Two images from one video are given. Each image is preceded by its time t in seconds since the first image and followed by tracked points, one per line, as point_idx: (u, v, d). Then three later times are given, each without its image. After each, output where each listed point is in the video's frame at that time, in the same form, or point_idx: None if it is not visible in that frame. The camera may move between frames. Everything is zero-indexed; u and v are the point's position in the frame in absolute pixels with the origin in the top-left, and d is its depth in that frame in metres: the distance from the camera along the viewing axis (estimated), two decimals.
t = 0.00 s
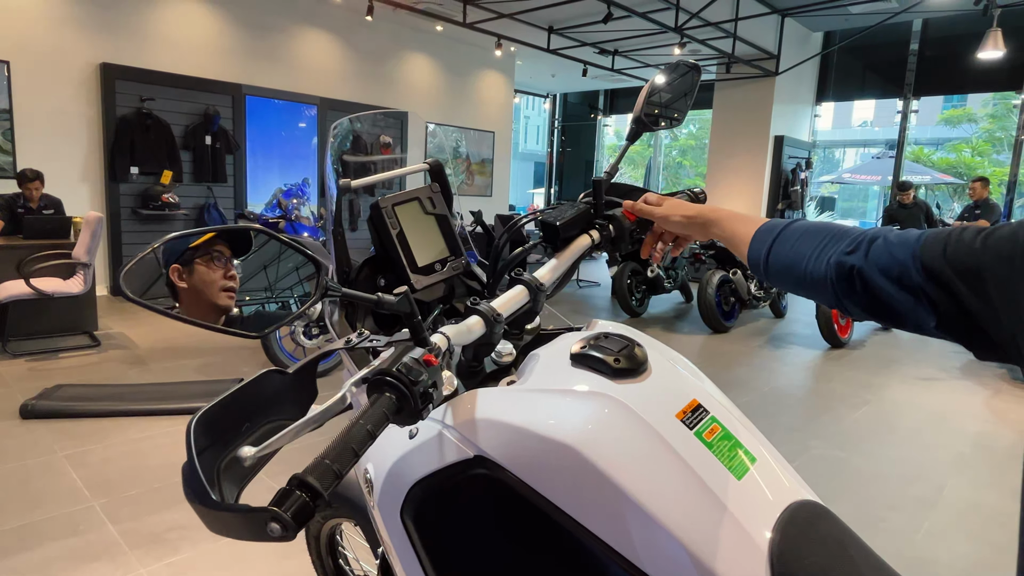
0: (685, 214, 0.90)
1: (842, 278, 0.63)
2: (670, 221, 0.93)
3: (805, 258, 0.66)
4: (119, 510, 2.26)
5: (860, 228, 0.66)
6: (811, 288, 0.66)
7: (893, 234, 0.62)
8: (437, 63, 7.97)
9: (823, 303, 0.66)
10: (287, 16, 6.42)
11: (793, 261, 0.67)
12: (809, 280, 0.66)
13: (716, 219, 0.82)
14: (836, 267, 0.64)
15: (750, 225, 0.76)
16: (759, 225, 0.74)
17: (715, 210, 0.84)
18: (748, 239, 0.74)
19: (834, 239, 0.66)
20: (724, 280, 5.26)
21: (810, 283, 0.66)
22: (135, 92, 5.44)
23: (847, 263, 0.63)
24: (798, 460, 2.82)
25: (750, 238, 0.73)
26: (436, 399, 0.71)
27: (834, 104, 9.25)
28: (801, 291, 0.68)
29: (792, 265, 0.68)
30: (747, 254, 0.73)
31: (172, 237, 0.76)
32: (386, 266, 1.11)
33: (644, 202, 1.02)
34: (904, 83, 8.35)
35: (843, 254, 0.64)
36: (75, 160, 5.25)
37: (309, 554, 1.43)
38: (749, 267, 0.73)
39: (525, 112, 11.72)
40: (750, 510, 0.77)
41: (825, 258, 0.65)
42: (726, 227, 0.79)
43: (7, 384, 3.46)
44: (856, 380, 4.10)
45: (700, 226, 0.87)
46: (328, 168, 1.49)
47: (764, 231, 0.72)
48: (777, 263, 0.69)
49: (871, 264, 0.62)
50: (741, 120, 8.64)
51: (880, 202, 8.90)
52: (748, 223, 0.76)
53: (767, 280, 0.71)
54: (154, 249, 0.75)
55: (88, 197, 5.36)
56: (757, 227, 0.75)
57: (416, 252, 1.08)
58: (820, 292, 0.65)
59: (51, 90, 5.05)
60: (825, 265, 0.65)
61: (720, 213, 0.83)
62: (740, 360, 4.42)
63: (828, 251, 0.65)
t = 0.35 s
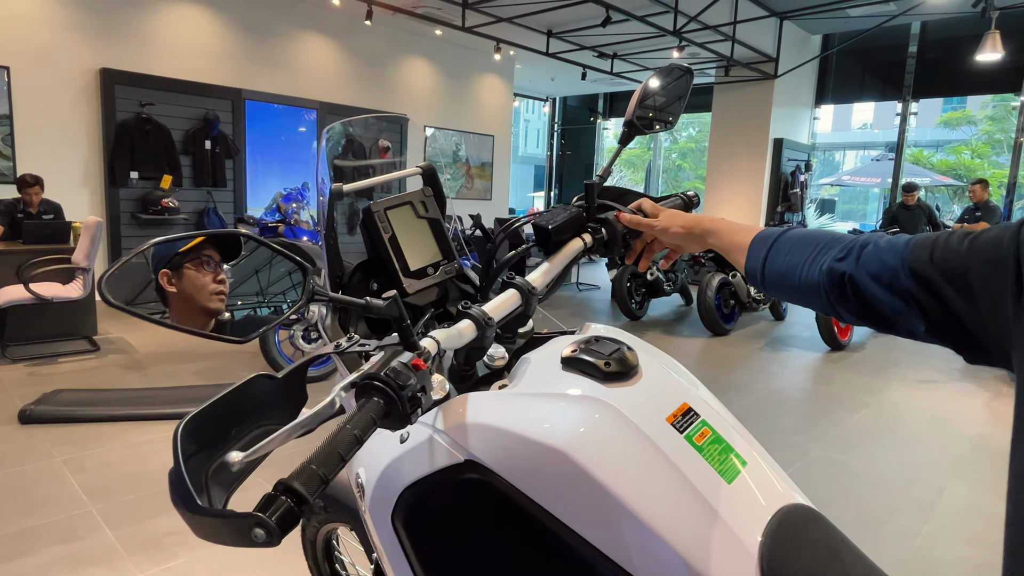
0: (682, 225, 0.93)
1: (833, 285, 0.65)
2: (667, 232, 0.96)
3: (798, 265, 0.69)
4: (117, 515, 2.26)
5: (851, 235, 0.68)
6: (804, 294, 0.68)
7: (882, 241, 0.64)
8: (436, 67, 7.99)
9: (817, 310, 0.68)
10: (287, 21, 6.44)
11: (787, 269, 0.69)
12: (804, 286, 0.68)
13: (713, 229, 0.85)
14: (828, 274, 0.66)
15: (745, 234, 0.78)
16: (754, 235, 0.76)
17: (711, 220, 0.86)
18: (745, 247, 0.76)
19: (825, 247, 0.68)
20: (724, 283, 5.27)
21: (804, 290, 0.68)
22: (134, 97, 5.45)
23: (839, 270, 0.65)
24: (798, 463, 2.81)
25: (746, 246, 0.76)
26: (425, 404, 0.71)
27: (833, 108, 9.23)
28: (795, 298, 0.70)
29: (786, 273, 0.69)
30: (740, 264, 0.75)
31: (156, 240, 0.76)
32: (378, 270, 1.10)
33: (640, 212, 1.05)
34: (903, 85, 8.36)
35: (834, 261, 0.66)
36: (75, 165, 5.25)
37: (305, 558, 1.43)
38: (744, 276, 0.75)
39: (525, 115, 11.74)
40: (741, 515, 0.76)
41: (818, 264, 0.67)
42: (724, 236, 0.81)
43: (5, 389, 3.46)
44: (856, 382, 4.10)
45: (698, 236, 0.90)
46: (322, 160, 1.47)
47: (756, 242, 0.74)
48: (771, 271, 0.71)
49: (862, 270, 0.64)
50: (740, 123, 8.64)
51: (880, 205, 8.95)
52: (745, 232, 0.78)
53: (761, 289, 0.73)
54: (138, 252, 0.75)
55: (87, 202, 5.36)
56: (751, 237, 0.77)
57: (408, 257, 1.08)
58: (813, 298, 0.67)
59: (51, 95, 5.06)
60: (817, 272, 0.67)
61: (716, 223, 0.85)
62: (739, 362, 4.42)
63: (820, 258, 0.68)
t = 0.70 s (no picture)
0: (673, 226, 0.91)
1: (821, 289, 0.66)
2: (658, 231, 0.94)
3: (788, 270, 0.69)
4: (116, 520, 2.25)
5: (838, 239, 0.69)
6: (792, 297, 0.68)
7: (871, 247, 0.65)
8: (437, 71, 8.00)
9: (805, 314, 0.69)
10: (287, 26, 6.46)
11: (779, 274, 0.70)
12: (792, 291, 0.68)
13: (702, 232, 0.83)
14: (816, 279, 0.66)
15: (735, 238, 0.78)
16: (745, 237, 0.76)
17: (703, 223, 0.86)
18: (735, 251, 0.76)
19: (814, 252, 0.69)
20: (724, 285, 5.28)
21: (791, 293, 0.68)
22: (136, 102, 5.46)
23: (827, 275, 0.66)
24: (799, 466, 2.79)
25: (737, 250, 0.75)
26: (411, 409, 0.71)
27: (835, 109, 9.22)
28: (784, 301, 0.70)
29: (774, 276, 0.70)
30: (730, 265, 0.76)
31: (141, 242, 0.78)
32: (370, 274, 1.10)
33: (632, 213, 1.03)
34: (903, 87, 8.35)
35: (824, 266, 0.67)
36: (77, 170, 5.26)
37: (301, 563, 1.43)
38: (733, 277, 0.75)
39: (526, 118, 11.75)
40: (731, 521, 0.76)
41: (807, 269, 0.68)
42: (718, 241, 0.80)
43: (5, 394, 3.46)
44: (857, 385, 4.08)
45: (687, 237, 0.88)
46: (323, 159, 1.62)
47: (747, 243, 0.75)
48: (761, 274, 0.71)
49: (849, 275, 0.64)
50: (741, 125, 8.64)
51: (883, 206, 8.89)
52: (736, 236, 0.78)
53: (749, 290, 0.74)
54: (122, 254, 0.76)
55: (89, 207, 5.36)
56: (740, 240, 0.77)
57: (399, 261, 1.08)
58: (801, 303, 0.67)
59: (52, 101, 5.07)
60: (807, 276, 0.67)
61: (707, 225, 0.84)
62: (741, 365, 4.41)
63: (809, 263, 0.68)
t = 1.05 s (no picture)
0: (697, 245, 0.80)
1: (861, 390, 0.65)
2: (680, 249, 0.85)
3: (822, 362, 0.67)
4: (120, 522, 2.26)
5: (868, 335, 0.69)
6: (833, 397, 0.67)
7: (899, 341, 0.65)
8: (441, 72, 8.02)
9: (841, 413, 0.67)
10: (292, 28, 6.48)
11: (813, 366, 0.67)
12: (828, 388, 0.67)
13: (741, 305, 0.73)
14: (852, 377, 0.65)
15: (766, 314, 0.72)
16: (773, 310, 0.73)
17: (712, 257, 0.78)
18: (756, 331, 0.71)
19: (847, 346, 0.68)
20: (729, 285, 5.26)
21: (831, 391, 0.67)
22: (141, 104, 5.49)
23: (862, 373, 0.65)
24: (805, 467, 2.78)
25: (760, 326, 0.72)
26: (406, 414, 0.70)
27: (841, 109, 9.18)
28: (818, 399, 0.69)
29: (807, 373, 0.68)
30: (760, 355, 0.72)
31: (135, 245, 0.76)
32: (367, 276, 1.10)
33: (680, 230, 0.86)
34: (910, 86, 8.31)
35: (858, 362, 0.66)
36: (83, 172, 5.28)
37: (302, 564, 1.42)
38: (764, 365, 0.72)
39: (530, 119, 11.75)
40: (729, 528, 0.75)
41: (842, 365, 0.66)
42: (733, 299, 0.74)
43: (11, 395, 3.47)
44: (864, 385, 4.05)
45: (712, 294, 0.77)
46: (325, 161, 1.62)
47: (776, 321, 0.71)
48: (793, 369, 0.69)
49: (887, 371, 0.63)
50: (746, 124, 8.60)
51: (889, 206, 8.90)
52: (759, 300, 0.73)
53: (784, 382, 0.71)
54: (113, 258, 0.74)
55: (96, 209, 5.39)
56: (770, 314, 0.72)
57: (397, 263, 1.07)
58: (840, 403, 0.66)
59: (59, 104, 5.10)
60: (843, 373, 0.66)
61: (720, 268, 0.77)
62: (747, 366, 4.38)
63: (843, 359, 0.67)
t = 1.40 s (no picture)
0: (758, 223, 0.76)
1: (897, 389, 0.60)
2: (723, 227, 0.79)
3: (861, 357, 0.64)
4: (130, 519, 2.27)
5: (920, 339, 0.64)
6: (866, 393, 0.63)
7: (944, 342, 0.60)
8: (449, 71, 8.01)
9: (873, 414, 0.63)
10: (300, 27, 6.50)
11: (847, 359, 0.64)
12: (862, 385, 0.63)
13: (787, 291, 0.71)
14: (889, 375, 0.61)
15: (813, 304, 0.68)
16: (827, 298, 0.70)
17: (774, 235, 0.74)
18: (798, 318, 0.69)
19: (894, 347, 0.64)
20: (739, 284, 5.22)
21: (866, 388, 0.63)
22: (152, 105, 5.52)
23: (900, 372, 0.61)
24: (815, 468, 2.75)
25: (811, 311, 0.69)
26: (410, 415, 0.69)
27: (852, 106, 9.11)
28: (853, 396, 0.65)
29: (844, 364, 0.65)
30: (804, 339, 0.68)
31: (139, 245, 0.76)
32: (372, 275, 1.09)
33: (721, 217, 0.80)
34: (923, 83, 8.21)
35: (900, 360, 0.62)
36: (95, 172, 5.32)
37: (309, 564, 1.42)
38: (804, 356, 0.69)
39: (539, 118, 11.74)
40: (739, 533, 0.74)
41: (881, 362, 0.63)
42: (780, 284, 0.71)
43: (24, 394, 3.50)
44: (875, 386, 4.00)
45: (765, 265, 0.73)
46: (333, 160, 1.61)
47: (816, 314, 0.67)
48: (830, 361, 0.66)
49: (925, 372, 0.58)
50: (756, 122, 8.54)
51: (902, 204, 8.78)
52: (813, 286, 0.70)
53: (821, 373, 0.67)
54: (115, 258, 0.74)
55: (107, 209, 5.42)
56: (819, 303, 0.68)
57: (402, 262, 1.06)
58: (873, 399, 0.62)
59: (70, 104, 5.14)
60: (880, 371, 0.62)
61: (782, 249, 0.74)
62: (756, 365, 4.35)
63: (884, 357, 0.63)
